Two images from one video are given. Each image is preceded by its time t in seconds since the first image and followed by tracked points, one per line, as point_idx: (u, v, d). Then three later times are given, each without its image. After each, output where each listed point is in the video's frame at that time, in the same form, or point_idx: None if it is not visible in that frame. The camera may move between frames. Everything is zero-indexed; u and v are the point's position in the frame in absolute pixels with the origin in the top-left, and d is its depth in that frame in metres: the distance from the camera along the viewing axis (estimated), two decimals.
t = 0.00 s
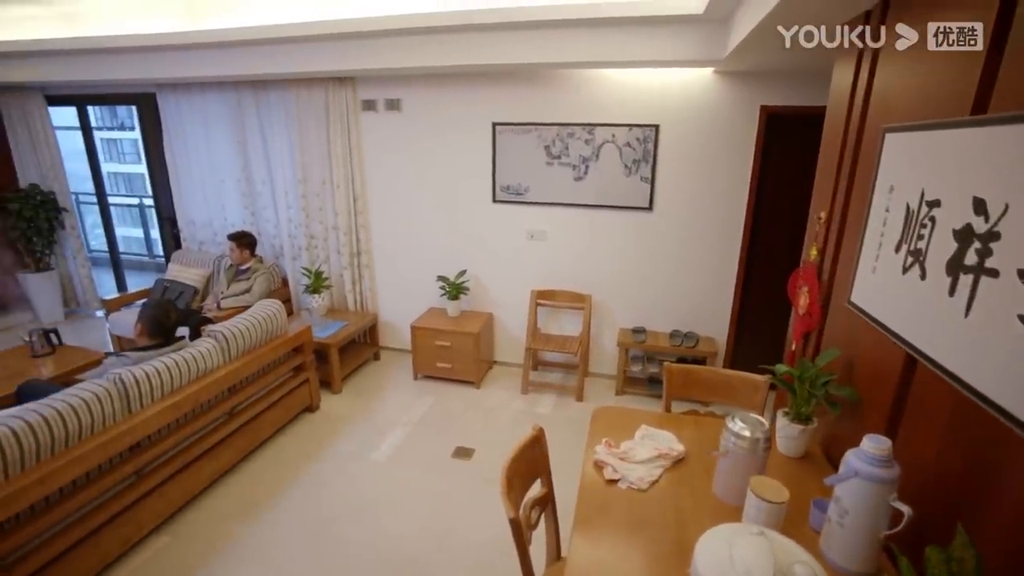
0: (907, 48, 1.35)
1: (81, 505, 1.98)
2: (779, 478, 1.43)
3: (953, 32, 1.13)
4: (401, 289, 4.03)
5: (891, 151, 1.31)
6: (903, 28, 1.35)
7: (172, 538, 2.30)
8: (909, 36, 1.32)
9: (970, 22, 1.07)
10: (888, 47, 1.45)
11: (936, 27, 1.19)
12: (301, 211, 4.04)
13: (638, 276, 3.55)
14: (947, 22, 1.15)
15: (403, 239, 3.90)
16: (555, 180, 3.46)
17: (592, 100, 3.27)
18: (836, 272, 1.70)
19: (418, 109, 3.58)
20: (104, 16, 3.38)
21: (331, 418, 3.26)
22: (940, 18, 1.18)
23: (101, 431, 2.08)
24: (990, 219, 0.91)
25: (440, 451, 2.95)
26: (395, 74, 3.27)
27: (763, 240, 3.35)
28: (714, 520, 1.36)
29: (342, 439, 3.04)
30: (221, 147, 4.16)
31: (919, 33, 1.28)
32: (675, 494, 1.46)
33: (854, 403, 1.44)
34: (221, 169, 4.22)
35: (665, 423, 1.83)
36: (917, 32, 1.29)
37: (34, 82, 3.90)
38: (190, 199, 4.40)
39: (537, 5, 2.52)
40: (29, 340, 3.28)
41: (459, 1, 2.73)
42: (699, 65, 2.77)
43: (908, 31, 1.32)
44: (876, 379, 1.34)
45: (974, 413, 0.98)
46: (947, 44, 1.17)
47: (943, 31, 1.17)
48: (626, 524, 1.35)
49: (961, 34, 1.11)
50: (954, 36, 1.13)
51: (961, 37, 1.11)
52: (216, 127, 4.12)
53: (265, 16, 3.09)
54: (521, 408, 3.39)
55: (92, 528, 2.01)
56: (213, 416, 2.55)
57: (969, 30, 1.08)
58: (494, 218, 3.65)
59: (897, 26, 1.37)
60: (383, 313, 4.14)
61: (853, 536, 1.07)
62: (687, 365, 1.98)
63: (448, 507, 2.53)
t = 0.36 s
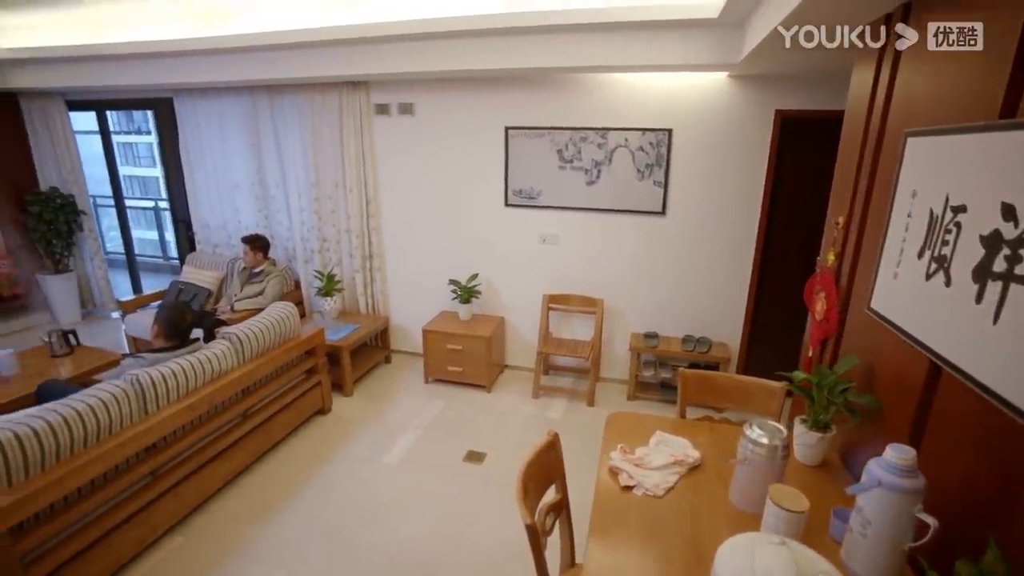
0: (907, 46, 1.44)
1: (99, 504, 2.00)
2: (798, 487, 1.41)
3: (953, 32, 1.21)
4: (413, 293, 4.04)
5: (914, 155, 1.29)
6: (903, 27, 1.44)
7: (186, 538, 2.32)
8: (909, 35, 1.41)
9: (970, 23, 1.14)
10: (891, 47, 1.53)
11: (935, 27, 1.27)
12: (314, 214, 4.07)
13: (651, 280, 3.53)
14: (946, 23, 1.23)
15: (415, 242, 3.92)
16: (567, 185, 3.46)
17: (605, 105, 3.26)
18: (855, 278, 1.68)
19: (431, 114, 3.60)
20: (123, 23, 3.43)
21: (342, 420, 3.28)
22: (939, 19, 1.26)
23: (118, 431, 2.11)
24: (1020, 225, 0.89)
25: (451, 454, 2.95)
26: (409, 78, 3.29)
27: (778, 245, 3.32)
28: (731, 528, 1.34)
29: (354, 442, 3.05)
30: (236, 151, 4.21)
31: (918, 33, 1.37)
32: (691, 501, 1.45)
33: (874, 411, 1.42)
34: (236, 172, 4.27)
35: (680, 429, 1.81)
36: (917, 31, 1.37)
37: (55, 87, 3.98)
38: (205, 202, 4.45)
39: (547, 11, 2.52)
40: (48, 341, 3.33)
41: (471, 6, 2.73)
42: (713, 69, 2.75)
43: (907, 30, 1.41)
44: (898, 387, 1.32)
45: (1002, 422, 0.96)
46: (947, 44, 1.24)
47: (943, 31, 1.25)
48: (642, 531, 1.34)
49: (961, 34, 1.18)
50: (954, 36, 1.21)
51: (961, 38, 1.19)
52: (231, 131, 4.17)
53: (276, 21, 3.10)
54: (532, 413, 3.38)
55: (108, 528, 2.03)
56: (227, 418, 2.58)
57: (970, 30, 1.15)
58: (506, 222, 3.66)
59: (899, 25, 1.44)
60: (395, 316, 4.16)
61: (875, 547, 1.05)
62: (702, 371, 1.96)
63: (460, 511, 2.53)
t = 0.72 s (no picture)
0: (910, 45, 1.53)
1: (116, 504, 2.02)
2: (817, 495, 1.39)
3: (952, 33, 1.30)
4: (425, 296, 4.05)
5: (938, 160, 1.27)
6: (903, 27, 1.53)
7: (200, 539, 2.34)
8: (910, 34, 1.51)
9: (969, 24, 1.22)
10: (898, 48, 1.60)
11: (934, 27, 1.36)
12: (327, 218, 4.10)
13: (663, 285, 3.51)
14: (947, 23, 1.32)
15: (427, 246, 3.93)
16: (580, 189, 3.46)
17: (618, 109, 3.26)
18: (873, 284, 1.65)
19: (444, 118, 3.62)
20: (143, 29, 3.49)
21: (354, 423, 3.29)
22: (939, 20, 1.35)
23: (135, 432, 2.13)
24: None
25: (463, 459, 2.94)
26: (423, 83, 3.31)
27: (793, 250, 3.28)
28: (749, 536, 1.33)
29: (366, 445, 3.06)
30: (250, 155, 4.26)
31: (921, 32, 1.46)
32: (708, 509, 1.43)
33: (896, 420, 1.40)
34: (250, 176, 4.32)
35: (695, 436, 1.80)
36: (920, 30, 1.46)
37: (76, 92, 4.05)
38: (219, 205, 4.50)
39: (562, 14, 2.52)
40: (66, 341, 3.38)
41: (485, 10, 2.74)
42: (728, 72, 2.74)
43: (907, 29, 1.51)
44: (921, 395, 1.29)
45: None
46: (947, 43, 1.33)
47: (944, 32, 1.34)
48: (659, 538, 1.33)
49: (961, 36, 1.27)
50: (954, 36, 1.29)
51: (961, 37, 1.27)
52: (245, 135, 4.22)
53: (292, 26, 3.13)
54: (543, 418, 3.37)
55: (124, 528, 2.05)
56: (241, 420, 2.59)
57: (969, 30, 1.23)
58: (518, 225, 3.66)
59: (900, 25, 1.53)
60: (407, 319, 4.17)
61: (900, 560, 1.03)
62: (716, 377, 1.95)
63: (471, 515, 2.52)
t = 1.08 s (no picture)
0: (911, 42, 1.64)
1: (133, 504, 2.04)
2: (838, 505, 1.36)
3: (952, 33, 1.38)
4: (437, 300, 4.06)
5: (963, 164, 1.25)
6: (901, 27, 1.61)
7: (214, 540, 2.35)
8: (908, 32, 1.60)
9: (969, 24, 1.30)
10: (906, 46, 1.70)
11: (932, 27, 1.44)
12: (340, 221, 4.13)
13: (676, 289, 3.49)
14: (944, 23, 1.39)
15: (439, 249, 3.94)
16: (592, 192, 3.45)
17: (631, 112, 3.25)
18: (894, 290, 1.63)
19: (457, 122, 3.63)
20: (161, 35, 3.55)
21: (366, 426, 3.30)
22: (936, 20, 1.42)
23: (151, 433, 2.15)
24: None
25: (474, 463, 2.94)
26: (436, 87, 3.33)
27: (810, 254, 3.24)
28: (768, 545, 1.30)
29: (377, 448, 3.07)
30: (265, 158, 4.30)
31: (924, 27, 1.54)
32: (726, 517, 1.41)
33: (919, 429, 1.37)
34: (264, 179, 4.36)
35: (711, 443, 1.77)
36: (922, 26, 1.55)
37: (95, 98, 4.12)
38: (233, 208, 4.55)
39: (576, 18, 2.51)
40: (84, 342, 3.43)
41: (497, 15, 2.74)
42: (743, 76, 2.72)
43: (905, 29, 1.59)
44: (946, 404, 1.27)
45: None
46: (947, 43, 1.41)
47: (943, 33, 1.41)
48: (677, 546, 1.31)
49: (962, 36, 1.34)
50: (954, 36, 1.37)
51: (961, 38, 1.35)
52: (260, 139, 4.26)
53: (306, 31, 3.17)
54: (555, 422, 3.35)
55: (140, 528, 2.07)
56: (255, 422, 2.61)
57: (970, 30, 1.31)
58: (530, 229, 3.65)
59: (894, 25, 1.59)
60: (418, 322, 4.18)
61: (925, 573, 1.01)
62: (732, 383, 1.92)
63: (482, 519, 2.51)
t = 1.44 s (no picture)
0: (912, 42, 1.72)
1: (148, 505, 2.06)
2: (860, 515, 1.33)
3: (952, 32, 1.45)
4: (448, 303, 4.07)
5: (990, 168, 1.23)
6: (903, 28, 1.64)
7: (226, 541, 2.36)
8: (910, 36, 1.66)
9: (968, 23, 1.37)
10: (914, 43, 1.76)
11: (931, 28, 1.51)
12: (352, 224, 4.15)
13: (689, 293, 3.46)
14: (943, 24, 1.47)
15: (451, 252, 3.95)
16: (605, 196, 3.44)
17: (645, 116, 3.24)
18: (916, 296, 1.60)
19: (469, 125, 3.64)
20: (180, 40, 3.61)
21: (377, 429, 3.30)
22: (935, 21, 1.49)
23: (166, 434, 2.17)
24: None
25: (485, 466, 2.93)
26: (449, 90, 3.34)
27: (826, 259, 3.19)
28: (787, 555, 1.28)
29: (388, 451, 3.07)
30: (279, 161, 4.34)
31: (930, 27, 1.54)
32: (743, 525, 1.39)
33: (943, 438, 1.35)
34: (277, 182, 4.40)
35: (728, 449, 1.75)
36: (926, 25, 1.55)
37: (114, 102, 4.19)
38: (247, 210, 4.59)
39: (590, 22, 2.51)
40: (101, 342, 3.47)
41: (510, 19, 2.75)
42: (759, 79, 2.70)
43: (905, 29, 1.60)
44: (972, 413, 1.24)
45: None
46: (947, 43, 1.49)
47: (944, 33, 1.49)
48: (694, 554, 1.29)
49: (961, 36, 1.42)
50: (953, 35, 1.44)
51: (962, 37, 1.43)
52: (274, 142, 4.30)
53: (321, 35, 3.20)
54: (566, 427, 3.34)
55: (155, 529, 2.09)
56: (267, 424, 2.62)
57: (970, 30, 1.38)
58: (542, 232, 3.65)
59: (894, 25, 1.57)
60: (430, 325, 4.19)
61: None
62: (749, 389, 1.90)
63: (493, 523, 2.50)
